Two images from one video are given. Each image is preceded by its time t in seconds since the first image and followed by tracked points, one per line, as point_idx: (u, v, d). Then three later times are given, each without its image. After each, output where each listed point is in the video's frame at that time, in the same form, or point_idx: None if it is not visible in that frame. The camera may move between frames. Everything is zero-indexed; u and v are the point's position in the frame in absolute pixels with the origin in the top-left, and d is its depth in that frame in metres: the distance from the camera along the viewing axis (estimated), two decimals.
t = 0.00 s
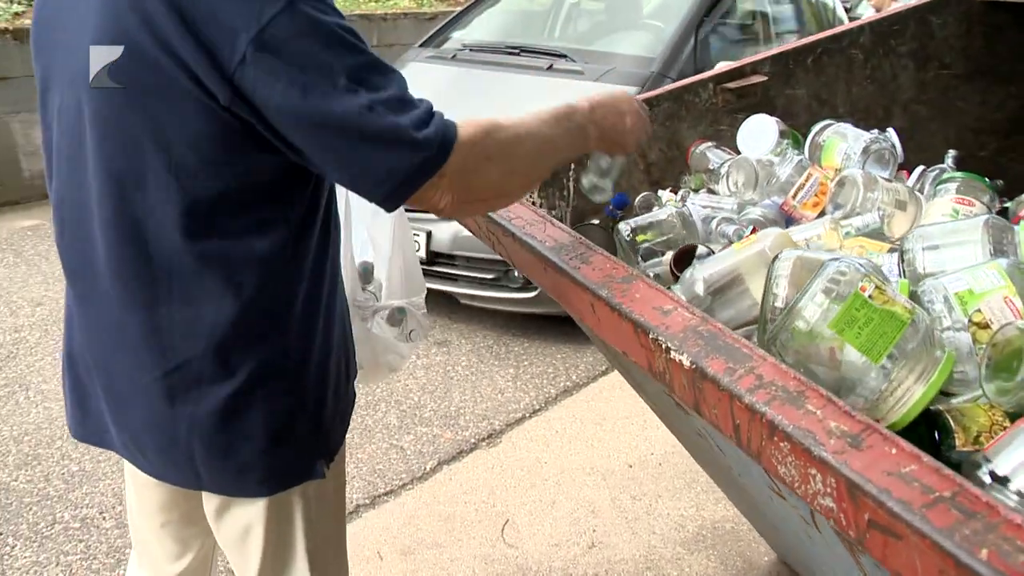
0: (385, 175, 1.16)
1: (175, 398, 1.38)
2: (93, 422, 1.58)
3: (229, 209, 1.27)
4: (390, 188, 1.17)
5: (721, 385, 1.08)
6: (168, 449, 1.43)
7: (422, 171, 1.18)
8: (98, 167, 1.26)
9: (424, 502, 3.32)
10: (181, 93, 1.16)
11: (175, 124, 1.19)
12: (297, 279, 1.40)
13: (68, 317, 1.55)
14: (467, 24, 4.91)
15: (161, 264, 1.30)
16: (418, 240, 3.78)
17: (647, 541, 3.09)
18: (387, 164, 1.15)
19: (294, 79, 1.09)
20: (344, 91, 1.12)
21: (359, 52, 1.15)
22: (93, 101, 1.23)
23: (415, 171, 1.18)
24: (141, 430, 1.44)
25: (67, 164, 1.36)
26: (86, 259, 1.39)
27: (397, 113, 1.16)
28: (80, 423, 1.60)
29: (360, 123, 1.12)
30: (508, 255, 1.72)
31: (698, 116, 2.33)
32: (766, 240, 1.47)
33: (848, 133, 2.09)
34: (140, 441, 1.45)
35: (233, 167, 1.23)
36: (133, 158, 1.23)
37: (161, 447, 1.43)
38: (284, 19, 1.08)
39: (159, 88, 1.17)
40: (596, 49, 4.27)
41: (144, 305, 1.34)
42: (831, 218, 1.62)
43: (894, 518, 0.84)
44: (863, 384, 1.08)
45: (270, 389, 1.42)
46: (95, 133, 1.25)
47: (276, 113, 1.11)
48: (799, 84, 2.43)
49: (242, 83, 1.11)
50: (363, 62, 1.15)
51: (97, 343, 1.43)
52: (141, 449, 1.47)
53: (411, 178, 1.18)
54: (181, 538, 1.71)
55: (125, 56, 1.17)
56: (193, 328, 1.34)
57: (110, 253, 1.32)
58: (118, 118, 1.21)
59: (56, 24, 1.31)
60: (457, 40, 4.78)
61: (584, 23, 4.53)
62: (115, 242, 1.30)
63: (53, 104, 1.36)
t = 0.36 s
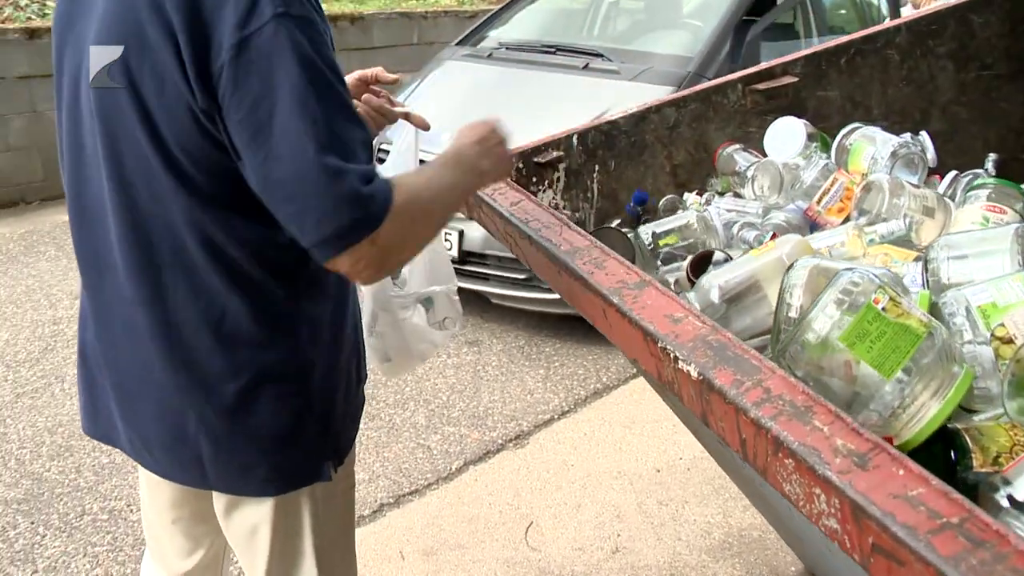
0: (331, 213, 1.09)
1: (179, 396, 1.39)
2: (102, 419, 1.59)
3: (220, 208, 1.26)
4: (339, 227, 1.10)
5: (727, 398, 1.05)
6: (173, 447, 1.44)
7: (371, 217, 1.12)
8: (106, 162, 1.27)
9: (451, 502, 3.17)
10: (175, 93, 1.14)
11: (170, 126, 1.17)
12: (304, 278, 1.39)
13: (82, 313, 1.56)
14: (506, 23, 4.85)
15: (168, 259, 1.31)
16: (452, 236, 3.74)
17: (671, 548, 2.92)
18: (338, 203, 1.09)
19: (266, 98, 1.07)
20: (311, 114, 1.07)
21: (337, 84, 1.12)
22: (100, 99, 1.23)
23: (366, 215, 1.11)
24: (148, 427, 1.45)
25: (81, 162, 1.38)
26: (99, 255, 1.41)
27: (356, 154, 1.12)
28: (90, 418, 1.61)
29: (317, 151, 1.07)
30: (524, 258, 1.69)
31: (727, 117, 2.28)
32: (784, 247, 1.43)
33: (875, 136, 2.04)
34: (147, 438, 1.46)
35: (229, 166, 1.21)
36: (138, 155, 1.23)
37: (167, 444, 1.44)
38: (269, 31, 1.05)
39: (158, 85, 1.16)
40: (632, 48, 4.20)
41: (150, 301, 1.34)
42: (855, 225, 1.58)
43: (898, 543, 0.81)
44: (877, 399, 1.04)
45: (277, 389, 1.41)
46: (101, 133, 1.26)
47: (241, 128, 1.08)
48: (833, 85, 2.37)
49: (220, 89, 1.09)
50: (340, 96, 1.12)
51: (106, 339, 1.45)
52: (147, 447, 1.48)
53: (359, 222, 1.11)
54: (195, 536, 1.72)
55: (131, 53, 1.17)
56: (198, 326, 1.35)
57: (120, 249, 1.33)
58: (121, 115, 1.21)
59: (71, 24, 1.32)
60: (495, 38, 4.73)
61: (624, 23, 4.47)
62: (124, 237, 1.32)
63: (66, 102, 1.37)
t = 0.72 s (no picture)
0: (326, 215, 1.15)
1: (178, 383, 1.40)
2: (105, 404, 1.61)
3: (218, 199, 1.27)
4: (334, 229, 1.16)
5: (730, 400, 1.03)
6: (172, 431, 1.45)
7: (367, 220, 1.20)
8: (110, 151, 1.29)
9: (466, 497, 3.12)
10: (178, 85, 1.16)
11: (173, 117, 1.19)
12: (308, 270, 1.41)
13: (88, 297, 1.58)
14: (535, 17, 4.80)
15: (169, 248, 1.33)
16: (476, 231, 3.60)
17: (688, 547, 2.87)
18: (334, 206, 1.16)
19: (270, 97, 1.10)
20: (313, 116, 1.12)
21: (339, 87, 1.16)
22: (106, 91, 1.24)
23: (359, 218, 1.19)
24: (148, 412, 1.46)
25: (87, 151, 1.39)
26: (104, 242, 1.43)
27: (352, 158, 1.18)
28: (93, 400, 1.64)
29: (318, 154, 1.13)
30: (537, 253, 1.68)
31: (750, 113, 2.24)
32: (799, 246, 1.39)
33: (902, 135, 1.99)
34: (146, 423, 1.47)
35: (228, 158, 1.22)
36: (140, 146, 1.25)
37: (167, 429, 1.45)
38: (280, 30, 1.08)
39: (162, 76, 1.17)
40: (662, 43, 4.14)
41: (149, 289, 1.36)
42: (873, 224, 1.56)
43: (897, 555, 0.78)
44: (886, 403, 1.03)
45: (275, 380, 1.42)
46: (106, 124, 1.27)
47: (242, 124, 1.11)
48: (859, 82, 2.32)
49: (227, 83, 1.11)
50: (341, 98, 1.17)
51: (109, 324, 1.46)
52: (146, 432, 1.49)
53: (353, 224, 1.18)
54: (201, 522, 1.74)
55: (138, 44, 1.18)
56: (197, 313, 1.36)
57: (122, 237, 1.35)
58: (125, 106, 1.23)
59: (81, 16, 1.34)
60: (523, 32, 4.68)
61: (656, 18, 4.42)
62: (126, 226, 1.33)
63: (76, 89, 1.38)
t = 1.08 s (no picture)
0: (304, 208, 1.16)
1: (168, 374, 1.40)
2: (99, 396, 1.61)
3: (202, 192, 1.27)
4: (311, 222, 1.17)
5: (714, 399, 1.01)
6: (161, 423, 1.45)
7: (344, 214, 1.20)
8: (99, 145, 1.29)
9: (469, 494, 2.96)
10: (161, 80, 1.15)
11: (158, 113, 1.19)
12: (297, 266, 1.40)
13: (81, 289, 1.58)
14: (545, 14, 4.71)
15: (158, 242, 1.32)
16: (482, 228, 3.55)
17: (689, 547, 2.74)
18: (311, 200, 1.16)
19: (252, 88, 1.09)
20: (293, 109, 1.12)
21: (319, 81, 1.16)
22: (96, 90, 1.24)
23: (337, 212, 1.19)
24: (138, 404, 1.46)
25: (77, 144, 1.39)
26: (95, 236, 1.43)
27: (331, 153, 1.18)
28: (88, 392, 1.64)
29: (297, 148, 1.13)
30: (531, 250, 1.67)
31: (751, 110, 2.22)
32: (790, 244, 1.39)
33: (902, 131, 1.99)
34: (136, 414, 1.48)
35: (213, 151, 1.22)
36: (126, 140, 1.25)
37: (156, 420, 1.45)
38: (263, 23, 1.08)
39: (146, 70, 1.16)
40: (669, 41, 4.07)
41: (138, 282, 1.36)
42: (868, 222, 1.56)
43: (873, 556, 0.78)
44: (873, 403, 1.03)
45: (263, 373, 1.42)
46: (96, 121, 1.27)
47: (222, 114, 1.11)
48: (861, 79, 2.30)
49: (207, 75, 1.10)
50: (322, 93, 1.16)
51: (100, 316, 1.46)
52: (137, 423, 1.49)
53: (328, 217, 1.18)
54: (195, 515, 1.73)
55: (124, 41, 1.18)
56: (185, 306, 1.35)
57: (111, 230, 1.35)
58: (111, 101, 1.23)
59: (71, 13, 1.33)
60: (533, 29, 4.59)
61: (665, 15, 4.33)
62: (116, 219, 1.33)
63: (68, 83, 1.38)
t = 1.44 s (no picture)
0: (295, 167, 1.04)
1: (158, 370, 1.37)
2: (96, 395, 1.59)
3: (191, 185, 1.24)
4: (302, 182, 1.05)
5: (688, 392, 1.01)
6: (155, 419, 1.42)
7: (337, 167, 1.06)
8: (87, 142, 1.26)
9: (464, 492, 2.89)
10: (145, 70, 1.13)
11: (143, 103, 1.16)
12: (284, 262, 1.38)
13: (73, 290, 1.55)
14: (542, 11, 4.65)
15: (144, 236, 1.29)
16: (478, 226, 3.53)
17: (683, 544, 2.66)
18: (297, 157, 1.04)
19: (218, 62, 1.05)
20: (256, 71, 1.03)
21: (276, 32, 1.04)
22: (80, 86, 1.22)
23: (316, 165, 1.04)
24: (131, 401, 1.43)
25: (63, 142, 1.37)
26: (83, 234, 1.40)
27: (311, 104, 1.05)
28: (84, 393, 1.62)
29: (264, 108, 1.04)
30: (515, 246, 1.66)
31: (740, 106, 2.20)
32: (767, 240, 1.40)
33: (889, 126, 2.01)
34: (132, 412, 1.45)
35: (199, 141, 1.19)
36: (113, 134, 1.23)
37: (150, 416, 1.42)
38: None
39: (128, 63, 1.14)
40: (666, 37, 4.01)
41: (127, 280, 1.33)
42: (851, 215, 1.60)
43: (840, 548, 0.77)
44: (849, 397, 1.04)
45: (255, 365, 1.39)
46: (82, 117, 1.25)
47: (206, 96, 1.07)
48: (851, 73, 2.30)
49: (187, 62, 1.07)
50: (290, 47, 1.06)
51: (91, 314, 1.44)
52: (134, 421, 1.47)
53: (320, 171, 1.05)
54: (189, 513, 1.71)
55: (103, 36, 1.16)
56: (174, 302, 1.32)
57: (100, 227, 1.32)
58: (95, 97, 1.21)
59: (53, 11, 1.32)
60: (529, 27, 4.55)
61: (663, 11, 4.26)
62: (103, 216, 1.31)
63: (52, 79, 1.36)
